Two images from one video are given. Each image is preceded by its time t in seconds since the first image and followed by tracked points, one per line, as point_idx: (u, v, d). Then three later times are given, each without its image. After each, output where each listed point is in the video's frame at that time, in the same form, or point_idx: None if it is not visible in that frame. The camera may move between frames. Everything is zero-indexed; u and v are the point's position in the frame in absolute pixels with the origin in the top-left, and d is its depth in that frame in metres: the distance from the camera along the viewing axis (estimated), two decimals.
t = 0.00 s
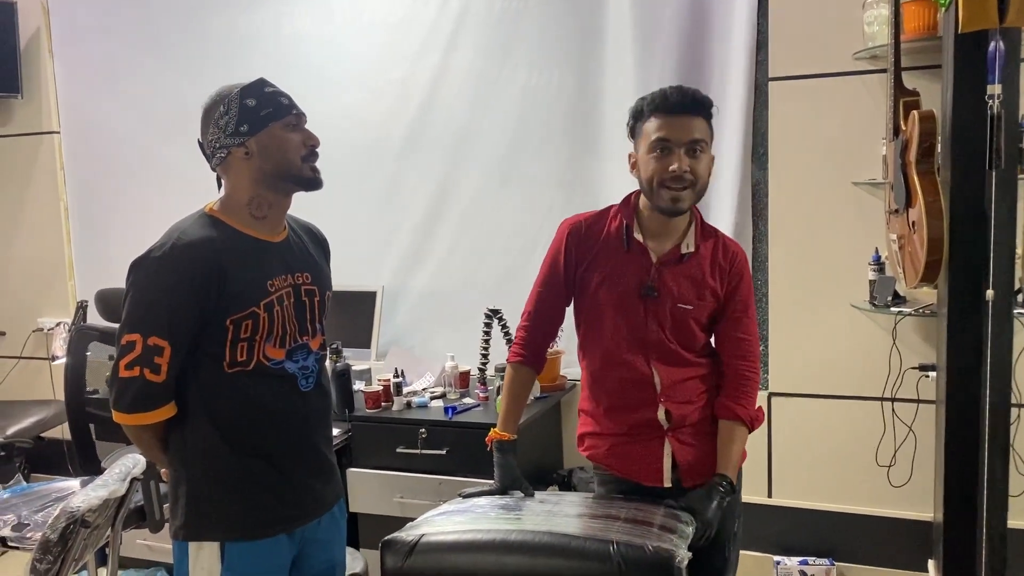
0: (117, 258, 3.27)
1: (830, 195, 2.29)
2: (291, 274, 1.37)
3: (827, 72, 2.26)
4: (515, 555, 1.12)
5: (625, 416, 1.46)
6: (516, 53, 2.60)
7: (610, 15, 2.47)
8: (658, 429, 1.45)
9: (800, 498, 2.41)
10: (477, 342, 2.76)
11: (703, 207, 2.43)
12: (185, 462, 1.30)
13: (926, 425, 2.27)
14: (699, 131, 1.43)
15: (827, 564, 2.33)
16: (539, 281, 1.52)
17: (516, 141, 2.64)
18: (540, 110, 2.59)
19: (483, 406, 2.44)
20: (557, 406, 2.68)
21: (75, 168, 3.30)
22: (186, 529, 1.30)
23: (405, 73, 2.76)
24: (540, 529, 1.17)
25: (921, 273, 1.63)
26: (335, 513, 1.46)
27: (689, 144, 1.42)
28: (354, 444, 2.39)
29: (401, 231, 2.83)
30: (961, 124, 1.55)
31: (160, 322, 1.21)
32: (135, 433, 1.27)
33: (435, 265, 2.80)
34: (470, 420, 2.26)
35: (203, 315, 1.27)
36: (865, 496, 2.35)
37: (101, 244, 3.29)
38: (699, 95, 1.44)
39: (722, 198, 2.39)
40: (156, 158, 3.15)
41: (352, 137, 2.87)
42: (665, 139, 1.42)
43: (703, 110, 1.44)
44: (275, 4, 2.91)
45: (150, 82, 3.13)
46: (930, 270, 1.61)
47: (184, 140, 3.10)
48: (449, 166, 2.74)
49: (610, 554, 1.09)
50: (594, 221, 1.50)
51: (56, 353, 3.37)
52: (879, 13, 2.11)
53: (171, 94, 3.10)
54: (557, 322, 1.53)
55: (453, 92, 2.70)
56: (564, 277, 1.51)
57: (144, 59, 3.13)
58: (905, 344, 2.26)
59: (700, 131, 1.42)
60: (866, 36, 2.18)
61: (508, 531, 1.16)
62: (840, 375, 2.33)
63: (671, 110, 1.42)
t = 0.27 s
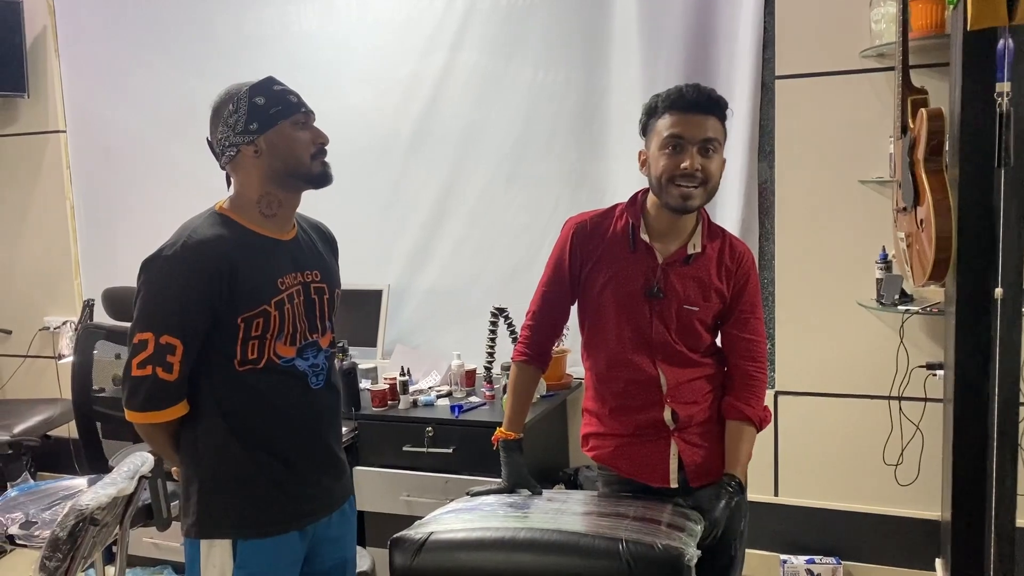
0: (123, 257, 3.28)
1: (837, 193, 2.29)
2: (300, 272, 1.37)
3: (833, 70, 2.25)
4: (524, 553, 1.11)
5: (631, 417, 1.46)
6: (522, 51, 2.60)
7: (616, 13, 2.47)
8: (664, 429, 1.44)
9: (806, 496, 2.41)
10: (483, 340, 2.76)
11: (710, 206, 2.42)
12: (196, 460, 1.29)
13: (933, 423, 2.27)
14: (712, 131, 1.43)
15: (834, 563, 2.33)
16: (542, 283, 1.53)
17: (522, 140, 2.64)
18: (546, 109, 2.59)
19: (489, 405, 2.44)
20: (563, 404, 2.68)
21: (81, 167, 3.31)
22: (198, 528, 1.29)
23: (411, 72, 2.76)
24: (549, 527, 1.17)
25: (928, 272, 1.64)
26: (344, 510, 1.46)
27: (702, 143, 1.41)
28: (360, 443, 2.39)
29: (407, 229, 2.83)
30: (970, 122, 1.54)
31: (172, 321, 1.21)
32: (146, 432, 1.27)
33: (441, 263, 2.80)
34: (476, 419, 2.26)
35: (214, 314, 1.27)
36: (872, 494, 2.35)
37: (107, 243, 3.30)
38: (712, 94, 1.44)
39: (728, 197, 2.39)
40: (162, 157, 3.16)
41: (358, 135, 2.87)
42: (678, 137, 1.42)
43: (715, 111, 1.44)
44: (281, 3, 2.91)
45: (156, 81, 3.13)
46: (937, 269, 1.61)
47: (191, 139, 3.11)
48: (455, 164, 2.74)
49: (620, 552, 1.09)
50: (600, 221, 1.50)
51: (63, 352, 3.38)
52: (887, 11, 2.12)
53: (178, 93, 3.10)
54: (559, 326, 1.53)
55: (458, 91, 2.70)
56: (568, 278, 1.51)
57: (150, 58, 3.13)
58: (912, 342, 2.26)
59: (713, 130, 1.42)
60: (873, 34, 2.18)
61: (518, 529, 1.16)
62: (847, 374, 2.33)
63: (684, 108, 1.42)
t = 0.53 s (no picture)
0: (128, 258, 3.28)
1: (842, 193, 2.29)
2: (309, 272, 1.37)
3: (838, 69, 2.25)
4: (533, 553, 1.12)
5: (635, 417, 1.46)
6: (527, 52, 2.61)
7: (621, 13, 2.47)
8: (669, 430, 1.44)
9: (812, 496, 2.41)
10: (487, 340, 2.76)
11: (714, 206, 2.43)
12: (208, 461, 1.30)
13: (939, 423, 2.26)
14: (711, 130, 1.42)
15: (839, 562, 2.33)
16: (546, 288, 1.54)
17: (526, 140, 2.64)
18: (551, 109, 2.60)
19: (494, 405, 2.44)
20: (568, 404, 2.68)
21: (86, 168, 3.32)
22: (210, 527, 1.30)
23: (415, 72, 2.76)
24: (557, 527, 1.17)
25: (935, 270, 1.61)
26: (354, 509, 1.46)
27: (701, 143, 1.41)
28: (367, 443, 2.40)
29: (411, 230, 2.84)
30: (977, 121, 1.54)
31: (183, 322, 1.21)
32: (158, 433, 1.27)
33: (446, 264, 2.80)
34: (481, 419, 2.26)
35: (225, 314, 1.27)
36: (878, 494, 2.34)
37: (112, 244, 3.30)
38: (712, 93, 1.44)
39: (733, 197, 2.39)
40: (167, 158, 3.17)
41: (362, 136, 2.87)
42: (677, 136, 1.42)
43: (715, 109, 1.43)
44: (285, 4, 2.92)
45: (161, 81, 3.14)
46: (944, 267, 1.58)
47: (195, 140, 3.11)
48: (459, 165, 2.74)
49: (629, 551, 1.09)
50: (604, 223, 1.50)
51: (67, 353, 3.38)
52: (891, 10, 2.11)
53: (182, 94, 3.11)
54: (565, 330, 1.53)
55: (462, 91, 2.71)
56: (571, 280, 1.51)
57: (156, 59, 3.13)
58: (918, 342, 2.25)
59: (713, 129, 1.42)
60: (878, 34, 2.18)
61: (526, 529, 1.17)
62: (852, 373, 2.32)
63: (682, 108, 1.43)
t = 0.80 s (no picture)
0: (128, 262, 3.28)
1: (844, 193, 2.29)
2: (313, 274, 1.37)
3: (840, 70, 2.25)
4: (540, 554, 1.11)
5: (639, 417, 1.47)
6: (528, 53, 2.61)
7: (622, 15, 2.47)
8: (674, 431, 1.45)
9: (815, 497, 2.40)
10: (490, 342, 2.76)
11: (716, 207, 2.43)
12: (212, 463, 1.29)
13: (942, 423, 2.26)
14: (710, 130, 1.42)
15: (843, 563, 2.33)
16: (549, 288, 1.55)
17: (528, 142, 2.64)
18: (552, 110, 2.60)
19: (497, 407, 2.44)
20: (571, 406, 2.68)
21: (86, 172, 3.31)
22: (215, 530, 1.29)
23: (416, 74, 2.76)
24: (564, 529, 1.16)
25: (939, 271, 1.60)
26: (359, 511, 1.45)
27: (700, 144, 1.41)
28: (369, 445, 2.41)
29: (412, 232, 2.84)
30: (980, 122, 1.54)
31: (187, 325, 1.21)
32: (163, 435, 1.26)
33: (447, 266, 2.80)
34: (484, 421, 2.26)
35: (230, 317, 1.27)
36: (882, 494, 2.34)
37: (113, 247, 3.30)
38: (712, 93, 1.44)
39: (735, 198, 2.39)
40: (167, 161, 3.17)
41: (364, 138, 2.87)
42: (675, 138, 1.42)
43: (714, 109, 1.43)
44: (286, 7, 2.92)
45: (162, 84, 3.14)
46: (949, 267, 1.58)
47: (196, 142, 3.11)
48: (461, 167, 2.74)
49: (637, 553, 1.09)
50: (610, 221, 1.50)
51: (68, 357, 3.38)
52: (893, 11, 2.11)
53: (182, 97, 3.11)
54: (568, 330, 1.55)
55: (464, 93, 2.71)
56: (576, 279, 1.52)
57: (157, 61, 3.13)
58: (921, 342, 2.25)
59: (712, 130, 1.42)
60: (879, 34, 2.18)
61: (533, 530, 1.16)
62: (855, 374, 2.32)
63: (681, 109, 1.43)
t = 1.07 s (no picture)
0: (128, 267, 3.28)
1: (844, 195, 2.29)
2: (317, 277, 1.37)
3: (840, 72, 2.26)
4: (546, 558, 1.11)
5: (642, 414, 1.47)
6: (528, 56, 2.61)
7: (622, 18, 2.48)
8: (675, 430, 1.45)
9: (817, 499, 2.40)
10: (491, 345, 2.76)
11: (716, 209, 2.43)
12: (217, 466, 1.29)
13: (944, 425, 2.26)
14: (708, 134, 1.42)
15: (845, 565, 2.33)
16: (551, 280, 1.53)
17: (528, 145, 2.65)
18: (552, 113, 2.60)
19: (498, 410, 2.44)
20: (572, 408, 2.68)
21: (85, 177, 3.31)
22: (219, 533, 1.29)
23: (416, 78, 2.77)
24: (570, 531, 1.17)
25: (940, 273, 1.61)
26: (362, 515, 1.46)
27: (697, 148, 1.41)
28: (372, 448, 2.41)
29: (413, 236, 2.84)
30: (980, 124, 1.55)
31: (192, 328, 1.21)
32: (167, 439, 1.26)
33: (448, 269, 2.80)
34: (486, 424, 2.27)
35: (235, 319, 1.27)
36: (883, 496, 2.34)
37: (113, 251, 3.30)
38: (709, 96, 1.43)
39: (735, 200, 2.39)
40: (167, 165, 3.17)
41: (364, 142, 2.87)
42: (673, 143, 1.42)
43: (712, 112, 1.43)
44: (285, 11, 2.92)
45: (161, 89, 3.14)
46: (949, 269, 1.58)
47: (196, 146, 3.11)
48: (461, 170, 2.74)
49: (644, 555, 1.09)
50: (616, 218, 1.53)
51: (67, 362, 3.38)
52: (893, 14, 2.12)
53: (182, 101, 3.11)
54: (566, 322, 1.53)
55: (464, 97, 2.71)
56: (580, 274, 1.53)
57: (157, 66, 3.14)
58: (922, 344, 2.26)
59: (710, 133, 1.41)
60: (879, 36, 2.19)
61: (540, 533, 1.16)
62: (856, 375, 2.33)
63: (679, 113, 1.43)
